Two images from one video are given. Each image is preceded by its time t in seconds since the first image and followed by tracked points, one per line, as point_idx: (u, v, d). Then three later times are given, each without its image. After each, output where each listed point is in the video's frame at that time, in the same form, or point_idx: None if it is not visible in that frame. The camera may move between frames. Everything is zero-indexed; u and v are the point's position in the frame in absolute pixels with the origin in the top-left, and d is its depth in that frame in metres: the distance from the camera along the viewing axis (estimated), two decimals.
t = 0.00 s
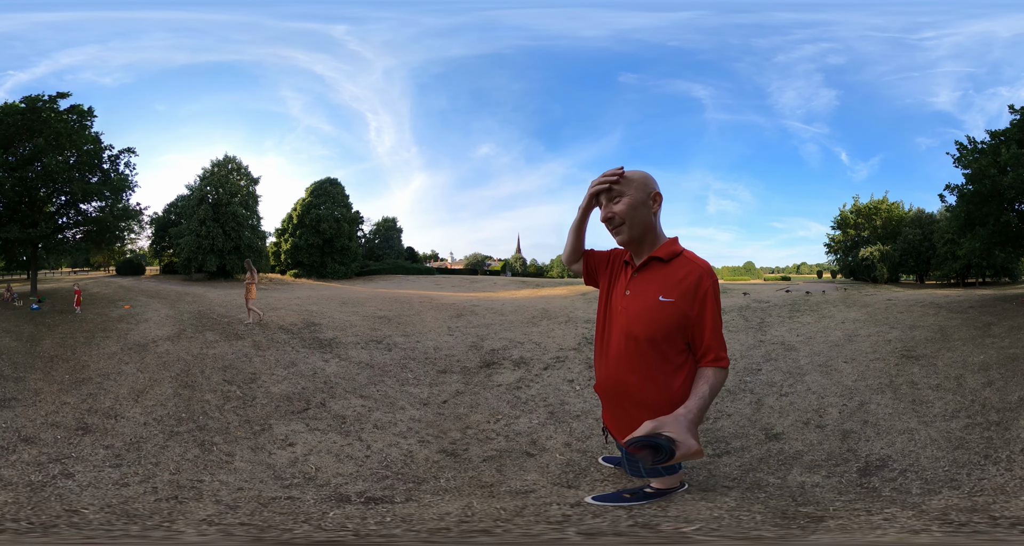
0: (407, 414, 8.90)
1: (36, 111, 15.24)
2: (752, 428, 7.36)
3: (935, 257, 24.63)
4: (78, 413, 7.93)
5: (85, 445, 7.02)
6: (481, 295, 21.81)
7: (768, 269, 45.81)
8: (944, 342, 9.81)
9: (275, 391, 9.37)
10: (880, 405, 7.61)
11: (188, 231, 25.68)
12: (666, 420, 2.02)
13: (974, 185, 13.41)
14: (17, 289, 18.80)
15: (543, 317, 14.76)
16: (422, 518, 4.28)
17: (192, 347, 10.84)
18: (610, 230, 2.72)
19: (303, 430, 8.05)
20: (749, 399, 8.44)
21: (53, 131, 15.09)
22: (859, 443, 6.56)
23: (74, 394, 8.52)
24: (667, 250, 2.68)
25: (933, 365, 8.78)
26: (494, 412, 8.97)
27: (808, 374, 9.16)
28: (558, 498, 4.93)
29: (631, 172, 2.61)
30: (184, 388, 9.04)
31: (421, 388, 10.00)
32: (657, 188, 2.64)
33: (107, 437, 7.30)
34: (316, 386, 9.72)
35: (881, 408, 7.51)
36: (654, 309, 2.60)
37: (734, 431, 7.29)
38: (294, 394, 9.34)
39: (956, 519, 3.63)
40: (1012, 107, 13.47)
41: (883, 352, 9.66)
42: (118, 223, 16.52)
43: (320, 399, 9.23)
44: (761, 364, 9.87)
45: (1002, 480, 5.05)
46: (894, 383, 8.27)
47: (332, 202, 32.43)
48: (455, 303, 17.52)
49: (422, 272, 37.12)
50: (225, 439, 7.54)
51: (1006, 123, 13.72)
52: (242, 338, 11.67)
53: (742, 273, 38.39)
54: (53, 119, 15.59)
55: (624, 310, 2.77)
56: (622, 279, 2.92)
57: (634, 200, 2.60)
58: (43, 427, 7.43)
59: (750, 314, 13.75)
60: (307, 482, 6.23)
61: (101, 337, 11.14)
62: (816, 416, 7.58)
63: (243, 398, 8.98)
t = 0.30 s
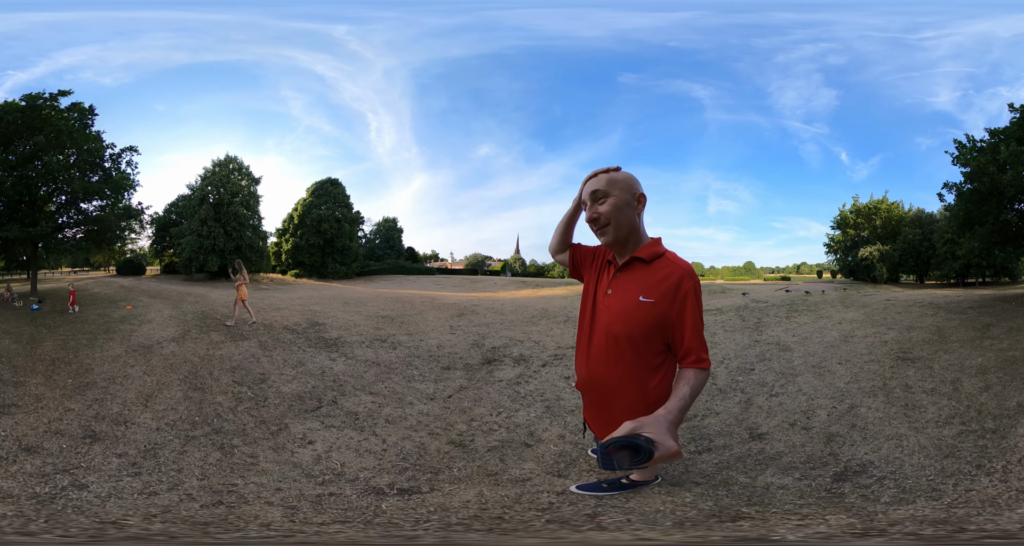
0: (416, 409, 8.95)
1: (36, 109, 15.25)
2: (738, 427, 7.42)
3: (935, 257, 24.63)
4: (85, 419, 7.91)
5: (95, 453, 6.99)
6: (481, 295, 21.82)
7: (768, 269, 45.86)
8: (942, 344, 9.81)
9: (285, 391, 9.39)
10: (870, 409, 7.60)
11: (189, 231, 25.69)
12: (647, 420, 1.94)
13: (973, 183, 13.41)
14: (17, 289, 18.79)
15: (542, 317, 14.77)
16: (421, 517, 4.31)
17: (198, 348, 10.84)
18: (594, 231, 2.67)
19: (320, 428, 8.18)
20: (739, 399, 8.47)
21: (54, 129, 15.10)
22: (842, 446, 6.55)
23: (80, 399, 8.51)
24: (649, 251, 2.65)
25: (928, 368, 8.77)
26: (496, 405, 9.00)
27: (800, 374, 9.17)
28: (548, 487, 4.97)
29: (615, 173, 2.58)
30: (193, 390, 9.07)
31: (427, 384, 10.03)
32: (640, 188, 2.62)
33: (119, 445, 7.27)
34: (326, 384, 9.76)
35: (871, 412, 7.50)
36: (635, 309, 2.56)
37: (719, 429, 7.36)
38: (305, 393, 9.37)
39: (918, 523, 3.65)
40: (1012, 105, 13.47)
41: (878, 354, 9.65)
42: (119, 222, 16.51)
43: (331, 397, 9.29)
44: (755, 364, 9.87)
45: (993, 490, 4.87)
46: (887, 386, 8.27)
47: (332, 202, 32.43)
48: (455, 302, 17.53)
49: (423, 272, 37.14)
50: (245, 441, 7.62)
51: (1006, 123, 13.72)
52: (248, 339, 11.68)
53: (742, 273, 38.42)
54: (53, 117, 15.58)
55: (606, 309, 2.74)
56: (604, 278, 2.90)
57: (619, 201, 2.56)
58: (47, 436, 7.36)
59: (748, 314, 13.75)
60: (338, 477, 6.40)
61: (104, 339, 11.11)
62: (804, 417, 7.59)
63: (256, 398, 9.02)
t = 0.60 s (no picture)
0: (419, 405, 8.95)
1: (36, 108, 15.27)
2: (730, 426, 7.42)
3: (935, 257, 24.64)
4: (88, 423, 7.90)
5: (102, 457, 6.98)
6: (482, 295, 21.82)
7: (769, 269, 45.94)
8: (940, 344, 9.81)
9: (290, 390, 9.39)
10: (865, 410, 7.60)
11: (190, 231, 25.68)
12: (639, 418, 1.92)
13: (972, 182, 13.41)
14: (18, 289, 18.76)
15: (543, 316, 14.77)
16: (416, 515, 4.30)
17: (201, 349, 10.85)
18: (587, 230, 2.62)
19: (327, 426, 8.18)
20: (734, 397, 8.48)
21: (54, 128, 15.12)
22: (833, 448, 6.55)
23: (82, 402, 8.51)
24: (640, 250, 2.63)
25: (927, 369, 8.76)
26: (497, 402, 9.01)
27: (796, 374, 9.17)
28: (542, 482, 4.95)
29: (608, 170, 2.51)
30: (199, 391, 9.07)
31: (429, 381, 10.04)
32: (632, 185, 2.57)
33: (127, 449, 7.26)
34: (330, 383, 9.77)
35: (867, 413, 7.49)
36: (626, 307, 2.56)
37: (712, 427, 7.37)
38: (310, 391, 9.38)
39: (900, 525, 3.65)
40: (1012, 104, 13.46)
41: (876, 354, 9.64)
42: (120, 222, 16.51)
43: (337, 395, 9.30)
44: (752, 364, 9.87)
45: (984, 494, 4.89)
46: (883, 387, 8.26)
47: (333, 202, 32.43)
48: (456, 302, 17.53)
49: (423, 272, 37.12)
50: (254, 442, 7.61)
51: (1006, 122, 13.71)
52: (251, 338, 11.69)
53: (742, 273, 38.42)
54: (53, 116, 15.58)
55: (597, 307, 2.74)
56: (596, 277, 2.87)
57: (614, 199, 2.52)
58: (48, 440, 7.34)
59: (747, 314, 13.74)
60: (351, 474, 6.40)
61: (105, 340, 11.12)
62: (797, 417, 7.58)
63: (261, 398, 9.02)
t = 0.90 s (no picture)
0: (419, 404, 8.94)
1: (36, 108, 15.27)
2: (729, 426, 7.42)
3: (935, 257, 24.67)
4: (90, 423, 7.91)
5: (105, 456, 6.99)
6: (482, 295, 21.81)
7: (769, 269, 45.95)
8: (940, 344, 9.81)
9: (292, 389, 9.39)
10: (866, 410, 7.60)
11: (189, 231, 25.66)
12: (637, 416, 1.85)
13: (973, 182, 13.42)
14: (18, 289, 18.76)
15: (543, 316, 14.77)
16: (413, 513, 4.28)
17: (202, 348, 10.86)
18: (577, 228, 2.59)
19: (327, 425, 8.18)
20: (733, 397, 8.47)
21: (54, 128, 15.12)
22: (833, 448, 6.54)
23: (84, 402, 8.51)
24: (632, 247, 2.62)
25: (927, 369, 8.76)
26: (496, 401, 9.00)
27: (796, 374, 9.16)
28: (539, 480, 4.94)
29: (596, 167, 2.49)
30: (200, 390, 9.08)
31: (428, 380, 10.04)
32: (620, 182, 2.56)
33: (129, 449, 7.25)
34: (330, 382, 9.76)
35: (867, 414, 7.49)
36: (620, 305, 2.53)
37: (710, 427, 7.37)
38: (311, 390, 9.39)
39: (898, 526, 3.65)
40: (1012, 104, 13.46)
41: (876, 354, 9.65)
42: (120, 221, 16.49)
43: (337, 394, 9.30)
44: (751, 363, 9.87)
45: (986, 494, 4.92)
46: (883, 387, 8.26)
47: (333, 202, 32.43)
48: (455, 302, 17.52)
49: (423, 272, 37.13)
50: (256, 440, 7.62)
51: (1006, 122, 13.71)
52: (251, 338, 11.68)
53: (742, 273, 38.41)
54: (53, 116, 15.58)
55: (591, 307, 2.72)
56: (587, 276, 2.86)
57: (603, 197, 2.50)
58: (50, 440, 7.35)
59: (747, 313, 13.75)
60: (353, 472, 6.41)
61: (106, 339, 11.12)
62: (797, 418, 7.58)
63: (262, 397, 9.02)
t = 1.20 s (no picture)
0: (418, 404, 8.95)
1: (37, 109, 15.28)
2: (730, 428, 7.41)
3: (935, 257, 24.70)
4: (92, 422, 7.90)
5: (107, 455, 6.99)
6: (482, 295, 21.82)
7: (769, 269, 45.95)
8: (941, 345, 9.81)
9: (292, 388, 9.40)
10: (868, 411, 7.60)
11: (190, 231, 25.64)
12: (624, 417, 1.78)
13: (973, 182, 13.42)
14: (18, 289, 18.76)
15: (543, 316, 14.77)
16: (419, 512, 4.26)
17: (202, 348, 10.85)
18: (560, 231, 2.56)
19: (326, 423, 8.19)
20: (734, 399, 8.47)
21: (55, 128, 15.12)
22: (835, 449, 6.54)
23: (85, 401, 8.51)
24: (613, 248, 2.58)
25: (928, 369, 8.76)
26: (494, 402, 8.99)
27: (796, 375, 9.16)
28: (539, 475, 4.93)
29: (579, 169, 2.44)
30: (200, 390, 9.07)
31: (427, 380, 10.03)
32: (602, 185, 2.51)
33: (132, 448, 7.24)
34: (329, 382, 9.76)
35: (869, 414, 7.50)
36: (601, 307, 2.49)
37: (711, 428, 7.37)
38: (311, 389, 9.40)
39: (899, 527, 3.67)
40: (1012, 104, 13.48)
41: (877, 354, 9.65)
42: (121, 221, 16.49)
43: (336, 393, 9.29)
44: (752, 364, 9.88)
45: (989, 494, 4.94)
46: (885, 388, 8.26)
47: (333, 202, 32.44)
48: (455, 302, 17.52)
49: (423, 272, 37.13)
50: (256, 439, 7.62)
51: (1006, 122, 13.74)
52: (251, 337, 11.68)
53: (742, 273, 38.42)
54: (53, 116, 15.59)
55: (572, 310, 2.68)
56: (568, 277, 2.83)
57: (586, 199, 2.45)
58: (53, 440, 7.34)
59: (747, 313, 13.76)
60: (350, 471, 6.41)
61: (107, 339, 11.12)
62: (798, 419, 7.58)
63: (261, 397, 9.01)
